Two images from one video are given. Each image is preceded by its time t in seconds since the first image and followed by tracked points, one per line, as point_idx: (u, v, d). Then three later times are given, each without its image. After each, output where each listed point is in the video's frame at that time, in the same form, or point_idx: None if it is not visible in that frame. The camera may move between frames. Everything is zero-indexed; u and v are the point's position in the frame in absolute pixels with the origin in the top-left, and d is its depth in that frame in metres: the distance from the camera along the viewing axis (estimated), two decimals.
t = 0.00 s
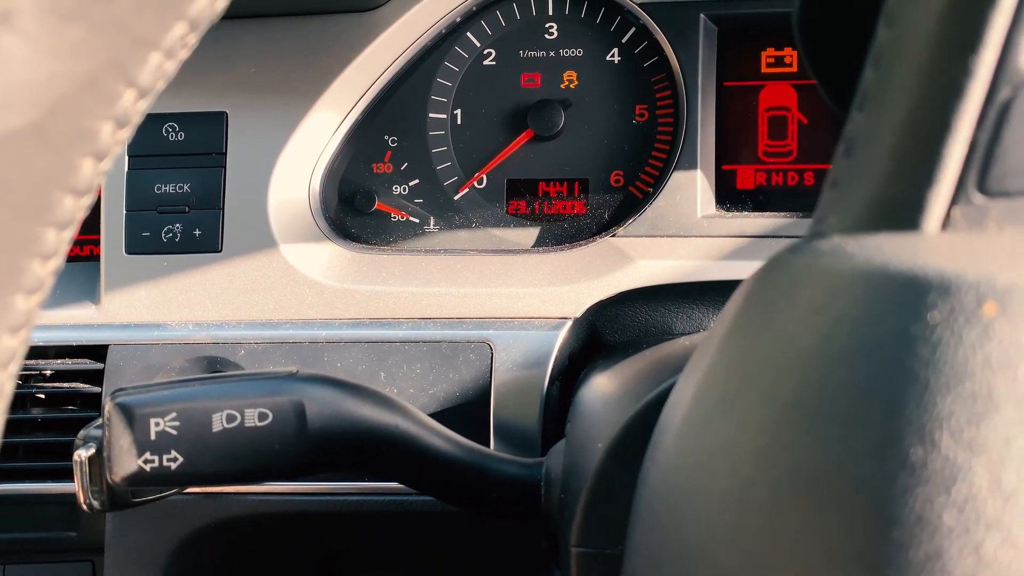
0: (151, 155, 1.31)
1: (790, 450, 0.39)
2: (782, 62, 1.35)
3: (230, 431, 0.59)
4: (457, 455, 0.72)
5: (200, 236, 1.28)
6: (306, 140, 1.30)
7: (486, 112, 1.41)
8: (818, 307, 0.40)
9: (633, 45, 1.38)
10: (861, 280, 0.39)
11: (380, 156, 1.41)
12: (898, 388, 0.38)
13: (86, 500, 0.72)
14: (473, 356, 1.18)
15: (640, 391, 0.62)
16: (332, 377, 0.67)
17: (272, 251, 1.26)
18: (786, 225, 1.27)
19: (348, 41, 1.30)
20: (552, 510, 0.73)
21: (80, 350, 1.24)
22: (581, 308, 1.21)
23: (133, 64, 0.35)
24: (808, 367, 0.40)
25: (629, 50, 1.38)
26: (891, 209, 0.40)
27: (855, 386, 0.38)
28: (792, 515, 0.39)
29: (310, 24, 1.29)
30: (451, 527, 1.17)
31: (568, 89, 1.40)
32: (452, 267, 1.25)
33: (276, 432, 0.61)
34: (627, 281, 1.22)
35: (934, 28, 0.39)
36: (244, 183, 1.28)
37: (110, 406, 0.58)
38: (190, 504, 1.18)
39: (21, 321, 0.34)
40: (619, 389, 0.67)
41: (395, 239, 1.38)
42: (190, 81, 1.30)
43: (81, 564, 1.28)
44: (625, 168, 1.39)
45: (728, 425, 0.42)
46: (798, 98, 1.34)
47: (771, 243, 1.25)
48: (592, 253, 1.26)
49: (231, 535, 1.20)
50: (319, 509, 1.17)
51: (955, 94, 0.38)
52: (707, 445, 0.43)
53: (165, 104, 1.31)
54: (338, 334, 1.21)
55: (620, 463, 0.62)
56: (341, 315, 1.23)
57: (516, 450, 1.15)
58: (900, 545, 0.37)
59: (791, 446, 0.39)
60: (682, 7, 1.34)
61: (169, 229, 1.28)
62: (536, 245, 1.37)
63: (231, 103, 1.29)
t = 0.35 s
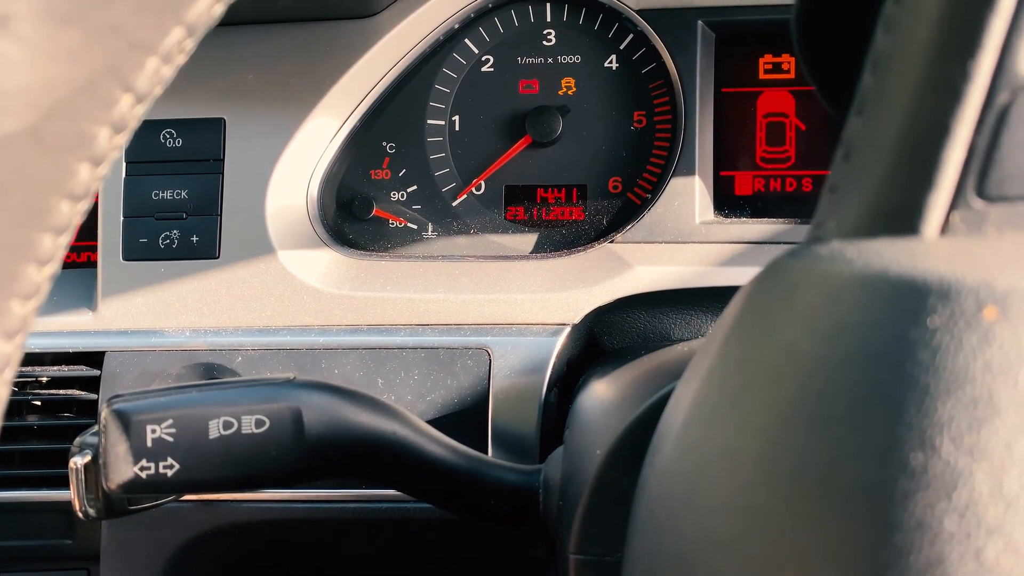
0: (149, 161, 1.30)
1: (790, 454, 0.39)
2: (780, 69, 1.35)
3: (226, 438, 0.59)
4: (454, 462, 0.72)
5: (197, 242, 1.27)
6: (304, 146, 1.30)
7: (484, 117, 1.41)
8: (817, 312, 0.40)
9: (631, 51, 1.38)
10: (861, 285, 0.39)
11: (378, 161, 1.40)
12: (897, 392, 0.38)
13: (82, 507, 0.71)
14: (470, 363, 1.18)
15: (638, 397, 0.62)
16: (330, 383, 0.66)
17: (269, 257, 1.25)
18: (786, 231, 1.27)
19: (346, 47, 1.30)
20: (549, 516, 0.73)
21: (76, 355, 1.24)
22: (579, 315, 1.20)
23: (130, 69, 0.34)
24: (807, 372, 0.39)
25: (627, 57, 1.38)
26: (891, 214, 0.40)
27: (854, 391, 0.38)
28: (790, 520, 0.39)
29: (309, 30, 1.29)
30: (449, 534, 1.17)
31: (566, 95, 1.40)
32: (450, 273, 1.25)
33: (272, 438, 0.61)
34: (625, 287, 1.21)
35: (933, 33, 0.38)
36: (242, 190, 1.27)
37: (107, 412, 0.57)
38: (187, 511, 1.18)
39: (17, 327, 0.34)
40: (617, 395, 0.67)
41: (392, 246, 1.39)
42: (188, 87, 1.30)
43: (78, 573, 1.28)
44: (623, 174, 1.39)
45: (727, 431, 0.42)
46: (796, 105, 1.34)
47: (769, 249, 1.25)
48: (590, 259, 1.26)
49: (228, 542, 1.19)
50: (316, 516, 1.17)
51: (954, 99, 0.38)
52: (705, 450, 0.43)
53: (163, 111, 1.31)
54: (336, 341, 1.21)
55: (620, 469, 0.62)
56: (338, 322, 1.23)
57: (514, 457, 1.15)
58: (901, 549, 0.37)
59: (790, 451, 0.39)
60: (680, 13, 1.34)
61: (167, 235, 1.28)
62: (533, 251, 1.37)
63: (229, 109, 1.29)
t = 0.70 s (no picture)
0: (149, 163, 1.30)
1: (795, 462, 0.39)
2: (783, 70, 1.34)
3: (224, 442, 0.59)
4: (455, 466, 0.71)
5: (198, 245, 1.27)
6: (306, 148, 1.30)
7: (485, 120, 1.41)
8: (823, 318, 0.39)
9: (633, 53, 1.37)
10: (869, 290, 0.38)
11: (379, 164, 1.40)
12: (905, 399, 0.37)
13: (80, 512, 0.71)
14: (472, 365, 1.17)
15: (642, 401, 0.62)
16: (329, 387, 0.66)
17: (270, 260, 1.25)
18: (790, 232, 1.26)
19: (347, 48, 1.29)
20: (551, 521, 0.72)
21: (75, 358, 1.24)
22: (581, 318, 1.19)
23: (125, 71, 0.34)
24: (813, 378, 0.39)
25: (629, 58, 1.38)
26: (898, 217, 0.39)
27: (862, 398, 0.38)
28: (796, 529, 0.38)
29: (310, 32, 1.28)
30: (450, 539, 1.16)
31: (568, 97, 1.40)
32: (451, 276, 1.25)
33: (270, 444, 0.60)
34: (628, 290, 1.21)
35: (941, 33, 0.38)
36: (242, 192, 1.27)
37: (104, 417, 0.57)
38: (188, 515, 1.17)
39: (11, 332, 0.33)
40: (619, 399, 0.66)
41: (394, 248, 1.38)
42: (188, 89, 1.29)
43: None
44: (625, 176, 1.38)
45: (731, 438, 0.41)
46: (799, 106, 1.34)
47: (773, 251, 1.24)
48: (592, 262, 1.26)
49: (229, 546, 1.19)
50: (316, 520, 1.16)
51: (962, 99, 0.37)
52: (709, 457, 0.42)
53: (163, 113, 1.30)
54: (336, 344, 1.20)
55: (624, 474, 0.61)
56: (339, 325, 1.22)
57: (516, 461, 1.14)
58: (909, 561, 0.36)
59: (796, 459, 0.39)
60: (683, 15, 1.33)
61: (167, 237, 1.27)
62: (535, 254, 1.36)
63: (230, 111, 1.28)
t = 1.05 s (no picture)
0: (154, 159, 1.30)
1: (810, 455, 0.38)
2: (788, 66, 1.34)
3: (233, 438, 0.59)
4: (462, 461, 0.71)
5: (203, 241, 1.27)
6: (310, 143, 1.30)
7: (490, 116, 1.41)
8: (836, 311, 0.39)
9: (638, 48, 1.37)
10: (883, 282, 0.38)
11: (384, 160, 1.40)
12: (921, 392, 0.37)
13: (88, 507, 0.71)
14: (478, 362, 1.17)
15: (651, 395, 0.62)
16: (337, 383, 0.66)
17: (275, 256, 1.25)
18: (795, 228, 1.26)
19: (352, 44, 1.29)
20: (558, 517, 0.72)
21: (81, 355, 1.24)
22: (587, 314, 1.19)
23: (137, 64, 0.34)
24: (826, 372, 0.39)
25: (635, 54, 1.38)
26: (911, 209, 0.39)
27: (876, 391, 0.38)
28: (811, 523, 0.38)
29: (314, 28, 1.28)
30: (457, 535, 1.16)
31: (573, 93, 1.39)
32: (457, 273, 1.24)
33: (279, 440, 0.61)
34: (634, 286, 1.21)
35: (953, 26, 0.38)
36: (248, 188, 1.27)
37: (114, 412, 0.57)
38: (194, 511, 1.17)
39: (23, 325, 0.33)
40: (628, 393, 0.66)
41: (398, 245, 1.38)
42: (193, 85, 1.29)
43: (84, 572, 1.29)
44: (631, 172, 1.38)
45: (744, 432, 0.41)
46: (805, 101, 1.34)
47: (779, 247, 1.24)
48: (598, 258, 1.25)
49: (235, 542, 1.19)
50: (322, 516, 1.16)
51: (975, 91, 0.37)
52: (721, 451, 0.42)
53: (168, 109, 1.30)
54: (343, 340, 1.20)
55: (632, 469, 0.61)
56: (344, 321, 1.22)
57: (523, 456, 1.14)
58: (925, 552, 0.36)
59: (809, 453, 0.38)
60: (688, 10, 1.33)
61: (173, 234, 1.27)
62: (541, 250, 1.36)
63: (236, 107, 1.28)
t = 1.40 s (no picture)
0: (149, 158, 1.30)
1: (805, 456, 0.38)
2: (785, 64, 1.34)
3: (228, 436, 0.58)
4: (458, 461, 0.71)
5: (199, 240, 1.26)
6: (306, 141, 1.29)
7: (487, 114, 1.40)
8: (831, 310, 0.39)
9: (636, 47, 1.37)
10: (878, 281, 0.38)
11: (380, 159, 1.39)
12: (916, 392, 0.37)
13: (82, 508, 0.70)
14: (474, 360, 1.17)
15: (646, 395, 0.61)
16: (331, 382, 0.65)
17: (270, 255, 1.24)
18: (792, 227, 1.26)
19: (348, 41, 1.29)
20: (553, 514, 0.72)
21: (76, 354, 1.23)
22: (584, 312, 1.19)
23: (127, 60, 0.34)
24: (822, 372, 0.38)
25: (632, 52, 1.37)
26: (907, 209, 0.38)
27: (872, 391, 0.37)
28: (805, 524, 0.38)
29: (310, 25, 1.28)
30: (452, 535, 1.16)
31: (570, 92, 1.39)
32: (454, 271, 1.24)
33: (274, 439, 0.60)
34: (630, 284, 1.20)
35: (950, 23, 0.37)
36: (244, 187, 1.26)
37: (107, 411, 0.57)
38: (190, 511, 1.17)
39: (12, 324, 0.33)
40: (624, 393, 0.66)
41: (396, 244, 1.37)
42: (188, 83, 1.29)
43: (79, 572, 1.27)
44: (628, 171, 1.38)
45: (739, 432, 0.41)
46: (802, 100, 1.33)
47: (775, 246, 1.24)
48: (596, 257, 1.25)
49: (231, 542, 1.18)
50: (317, 515, 1.16)
51: (972, 89, 0.37)
52: (716, 452, 0.42)
53: (163, 107, 1.30)
54: (338, 339, 1.20)
55: (628, 468, 0.61)
56: (339, 320, 1.22)
57: (518, 455, 1.14)
58: (920, 553, 0.36)
59: (804, 452, 0.38)
60: (685, 8, 1.33)
61: (168, 232, 1.27)
62: (537, 248, 1.36)
63: (231, 105, 1.28)
